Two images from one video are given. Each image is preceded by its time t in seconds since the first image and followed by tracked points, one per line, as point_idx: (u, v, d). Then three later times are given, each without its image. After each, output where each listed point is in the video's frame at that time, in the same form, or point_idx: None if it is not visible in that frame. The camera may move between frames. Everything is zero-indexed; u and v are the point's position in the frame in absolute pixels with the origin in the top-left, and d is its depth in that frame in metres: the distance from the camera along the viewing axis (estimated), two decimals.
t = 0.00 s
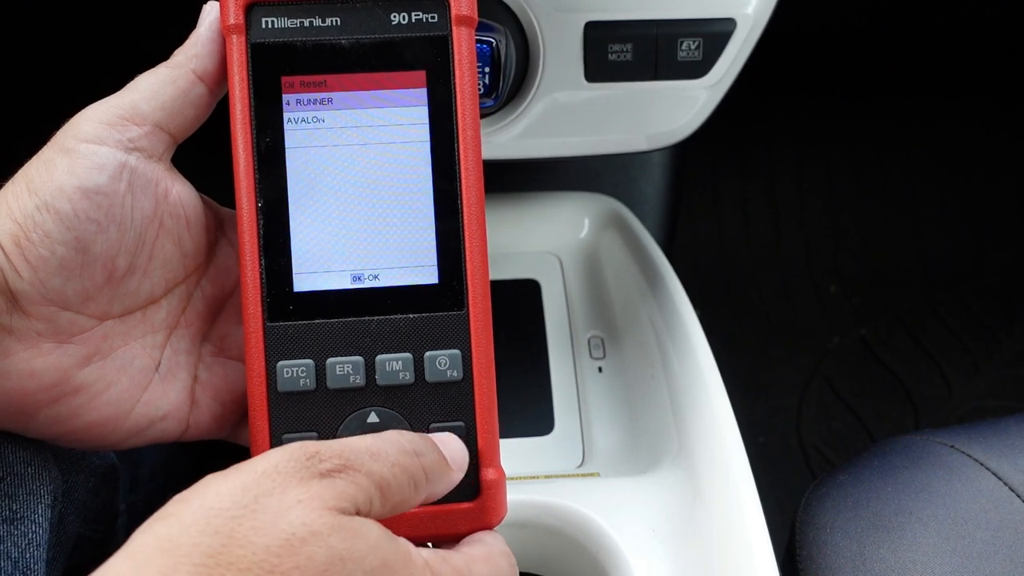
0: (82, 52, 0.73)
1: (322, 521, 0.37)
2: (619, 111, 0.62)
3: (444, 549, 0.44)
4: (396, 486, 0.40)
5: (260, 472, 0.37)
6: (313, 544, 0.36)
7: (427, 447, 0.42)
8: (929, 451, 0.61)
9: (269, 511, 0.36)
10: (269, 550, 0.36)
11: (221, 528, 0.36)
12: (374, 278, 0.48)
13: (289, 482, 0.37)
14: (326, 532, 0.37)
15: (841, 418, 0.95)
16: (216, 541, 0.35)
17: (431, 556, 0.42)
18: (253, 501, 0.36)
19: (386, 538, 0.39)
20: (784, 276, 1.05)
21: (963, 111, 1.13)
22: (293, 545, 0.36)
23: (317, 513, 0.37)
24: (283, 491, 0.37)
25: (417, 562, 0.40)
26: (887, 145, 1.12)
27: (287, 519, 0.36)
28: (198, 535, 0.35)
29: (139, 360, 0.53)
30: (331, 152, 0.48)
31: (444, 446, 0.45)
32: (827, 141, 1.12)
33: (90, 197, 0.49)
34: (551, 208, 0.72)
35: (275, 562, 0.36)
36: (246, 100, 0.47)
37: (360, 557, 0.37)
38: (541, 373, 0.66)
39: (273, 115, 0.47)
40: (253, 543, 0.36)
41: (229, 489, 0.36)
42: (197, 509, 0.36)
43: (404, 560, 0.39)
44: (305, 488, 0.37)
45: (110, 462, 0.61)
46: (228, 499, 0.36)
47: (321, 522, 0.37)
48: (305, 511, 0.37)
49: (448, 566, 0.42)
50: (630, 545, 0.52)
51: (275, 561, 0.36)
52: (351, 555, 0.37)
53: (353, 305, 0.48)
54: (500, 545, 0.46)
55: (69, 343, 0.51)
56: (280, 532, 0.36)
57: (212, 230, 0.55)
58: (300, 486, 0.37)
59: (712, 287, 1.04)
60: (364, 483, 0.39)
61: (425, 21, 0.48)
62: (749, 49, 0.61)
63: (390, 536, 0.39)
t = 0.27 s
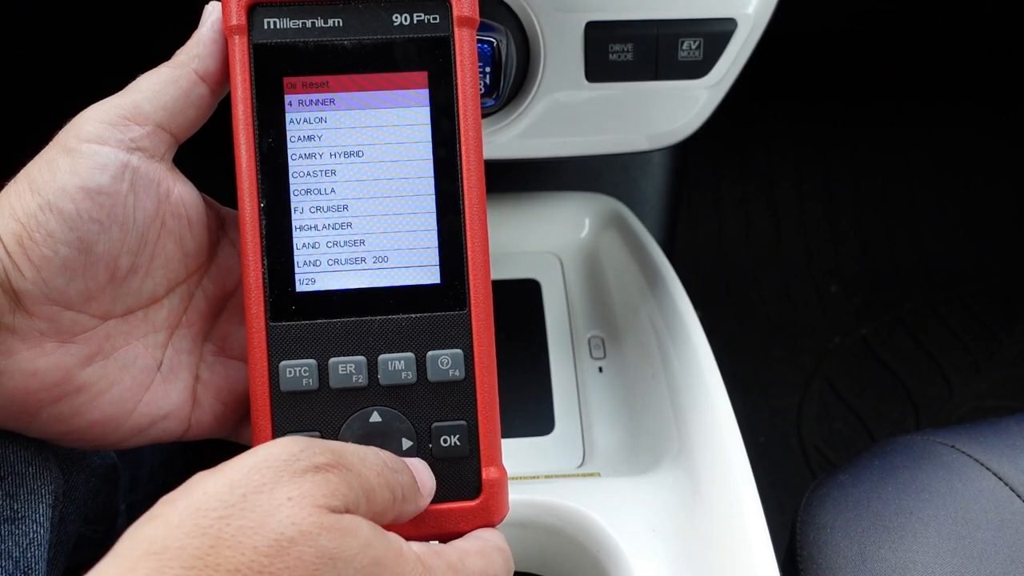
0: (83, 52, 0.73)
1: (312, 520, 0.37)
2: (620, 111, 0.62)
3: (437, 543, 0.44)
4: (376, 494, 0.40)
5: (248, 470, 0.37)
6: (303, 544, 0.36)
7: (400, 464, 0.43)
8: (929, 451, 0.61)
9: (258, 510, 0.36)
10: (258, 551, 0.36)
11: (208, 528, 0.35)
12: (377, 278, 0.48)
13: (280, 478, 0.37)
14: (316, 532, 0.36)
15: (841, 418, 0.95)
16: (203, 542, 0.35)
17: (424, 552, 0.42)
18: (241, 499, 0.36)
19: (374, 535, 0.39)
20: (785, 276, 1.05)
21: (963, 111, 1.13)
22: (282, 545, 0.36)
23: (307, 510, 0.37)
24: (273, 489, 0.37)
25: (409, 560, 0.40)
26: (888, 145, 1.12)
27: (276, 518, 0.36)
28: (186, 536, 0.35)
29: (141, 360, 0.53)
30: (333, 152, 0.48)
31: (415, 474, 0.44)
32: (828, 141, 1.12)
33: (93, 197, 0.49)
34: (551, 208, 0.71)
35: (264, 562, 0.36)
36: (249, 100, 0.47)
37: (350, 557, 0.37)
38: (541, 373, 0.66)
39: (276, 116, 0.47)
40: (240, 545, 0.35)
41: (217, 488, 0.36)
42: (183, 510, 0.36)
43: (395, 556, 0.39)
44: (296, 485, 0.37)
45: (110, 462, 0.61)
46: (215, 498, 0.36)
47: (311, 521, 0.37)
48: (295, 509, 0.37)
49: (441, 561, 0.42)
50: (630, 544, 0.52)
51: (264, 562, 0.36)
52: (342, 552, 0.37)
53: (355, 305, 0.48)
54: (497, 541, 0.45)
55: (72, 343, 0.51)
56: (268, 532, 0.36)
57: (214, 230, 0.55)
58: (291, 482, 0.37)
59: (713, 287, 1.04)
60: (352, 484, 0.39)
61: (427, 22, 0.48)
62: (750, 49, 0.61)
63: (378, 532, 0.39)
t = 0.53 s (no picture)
0: (84, 51, 0.73)
1: (304, 518, 0.36)
2: (621, 112, 0.62)
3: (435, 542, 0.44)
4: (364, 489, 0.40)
5: (240, 467, 0.37)
6: (296, 543, 0.36)
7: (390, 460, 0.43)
8: (929, 451, 0.61)
9: (251, 508, 0.36)
10: (251, 551, 0.36)
11: (201, 529, 0.35)
12: (377, 276, 0.48)
13: (272, 475, 0.37)
14: (310, 531, 0.36)
15: (841, 418, 0.95)
16: (197, 543, 0.35)
17: (421, 551, 0.41)
18: (233, 497, 0.36)
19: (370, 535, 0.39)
20: (785, 276, 1.05)
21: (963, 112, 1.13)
22: (275, 545, 0.36)
23: (299, 508, 0.37)
24: (265, 485, 0.37)
25: (407, 558, 0.40)
26: (888, 146, 1.12)
27: (269, 517, 0.36)
28: (180, 538, 0.35)
29: (142, 359, 0.53)
30: (333, 151, 0.48)
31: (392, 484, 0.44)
32: (828, 141, 1.12)
33: (94, 196, 0.49)
34: (552, 208, 0.71)
35: (258, 562, 0.36)
36: (249, 99, 0.47)
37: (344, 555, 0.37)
38: (542, 373, 0.66)
39: (276, 114, 0.47)
40: (234, 545, 0.35)
41: (209, 487, 0.36)
42: (177, 511, 0.36)
43: (393, 555, 0.39)
44: (288, 480, 0.37)
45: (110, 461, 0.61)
46: (208, 497, 0.36)
47: (303, 520, 0.36)
48: (288, 507, 0.36)
49: (439, 559, 0.42)
50: (629, 544, 0.52)
51: (258, 562, 0.36)
52: (334, 554, 0.37)
53: (356, 303, 0.48)
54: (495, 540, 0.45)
55: (74, 341, 0.51)
56: (261, 532, 0.36)
57: (215, 229, 0.55)
58: (283, 479, 0.37)
59: (713, 287, 1.04)
60: (343, 479, 0.39)
61: (427, 20, 0.48)
62: (750, 49, 0.61)
63: (375, 533, 0.39)
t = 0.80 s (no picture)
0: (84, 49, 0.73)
1: (282, 501, 0.36)
2: (622, 112, 0.62)
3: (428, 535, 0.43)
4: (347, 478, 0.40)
5: (217, 460, 0.37)
6: (276, 527, 0.36)
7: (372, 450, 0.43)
8: (929, 452, 0.61)
9: (228, 496, 0.36)
10: (233, 538, 0.36)
11: (183, 522, 0.36)
12: (371, 264, 0.48)
13: (246, 463, 0.37)
14: (286, 516, 0.36)
15: (841, 418, 0.95)
16: (178, 536, 0.35)
17: (410, 543, 0.41)
18: (211, 489, 0.36)
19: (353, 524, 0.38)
20: (784, 276, 1.05)
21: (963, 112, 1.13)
22: (255, 531, 0.36)
23: (275, 489, 0.37)
24: (240, 473, 0.37)
25: (396, 550, 0.39)
26: (888, 146, 1.12)
27: (246, 503, 0.36)
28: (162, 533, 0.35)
29: (142, 351, 0.53)
30: (326, 139, 0.48)
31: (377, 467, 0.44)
32: (827, 142, 1.12)
33: (91, 189, 0.49)
34: (551, 208, 0.71)
35: (240, 549, 0.35)
36: (241, 89, 0.47)
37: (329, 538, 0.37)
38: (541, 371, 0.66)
39: (270, 104, 0.47)
40: (213, 534, 0.35)
41: (186, 484, 0.37)
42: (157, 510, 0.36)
43: (380, 547, 0.39)
44: (262, 464, 0.37)
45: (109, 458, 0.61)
46: (186, 493, 0.36)
47: (281, 503, 0.36)
48: (265, 491, 0.36)
49: (430, 552, 0.41)
50: (630, 545, 0.52)
51: (240, 549, 0.35)
52: (312, 542, 0.36)
53: (350, 290, 0.48)
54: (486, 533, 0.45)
55: (73, 335, 0.51)
56: (241, 518, 0.36)
57: (212, 220, 0.55)
58: (257, 465, 0.37)
59: (713, 287, 1.04)
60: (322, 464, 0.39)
61: (417, 6, 0.48)
62: (750, 50, 0.61)
63: (362, 524, 0.38)
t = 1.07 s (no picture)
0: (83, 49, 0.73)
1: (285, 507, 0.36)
2: (622, 112, 0.62)
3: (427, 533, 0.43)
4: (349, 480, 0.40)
5: (221, 461, 0.37)
6: (278, 532, 0.36)
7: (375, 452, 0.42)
8: (929, 452, 0.61)
9: (231, 500, 0.36)
10: (234, 541, 0.35)
11: (184, 523, 0.35)
12: (375, 268, 0.48)
13: (249, 467, 0.37)
14: (289, 519, 0.36)
15: (841, 418, 0.95)
16: (179, 538, 0.35)
17: (410, 541, 0.41)
18: (214, 492, 0.36)
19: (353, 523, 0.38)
20: (784, 276, 1.05)
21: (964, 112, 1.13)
22: (257, 535, 0.35)
23: (277, 496, 0.36)
24: (243, 478, 0.36)
25: (396, 548, 0.39)
26: (888, 146, 1.12)
27: (250, 508, 0.36)
28: (160, 534, 0.35)
29: (143, 355, 0.53)
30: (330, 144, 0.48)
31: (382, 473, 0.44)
32: (828, 141, 1.12)
33: (92, 192, 0.49)
34: (551, 208, 0.71)
35: (240, 553, 0.35)
36: (245, 93, 0.47)
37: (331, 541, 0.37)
38: (542, 372, 0.66)
39: (272, 109, 0.47)
40: (214, 537, 0.35)
41: (188, 484, 0.36)
42: (157, 511, 0.35)
43: (381, 546, 0.39)
44: (266, 469, 0.36)
45: (110, 459, 0.61)
46: (187, 494, 0.36)
47: (284, 509, 0.36)
48: (268, 497, 0.36)
49: (430, 550, 0.41)
50: (630, 544, 0.52)
51: (241, 553, 0.35)
52: (317, 543, 0.36)
53: (354, 295, 0.48)
54: (487, 531, 0.45)
55: (73, 338, 0.51)
56: (243, 522, 0.35)
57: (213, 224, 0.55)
58: (262, 470, 0.36)
59: (713, 287, 1.04)
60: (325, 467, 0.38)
61: (421, 12, 0.48)
62: (750, 49, 0.61)
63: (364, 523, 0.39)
